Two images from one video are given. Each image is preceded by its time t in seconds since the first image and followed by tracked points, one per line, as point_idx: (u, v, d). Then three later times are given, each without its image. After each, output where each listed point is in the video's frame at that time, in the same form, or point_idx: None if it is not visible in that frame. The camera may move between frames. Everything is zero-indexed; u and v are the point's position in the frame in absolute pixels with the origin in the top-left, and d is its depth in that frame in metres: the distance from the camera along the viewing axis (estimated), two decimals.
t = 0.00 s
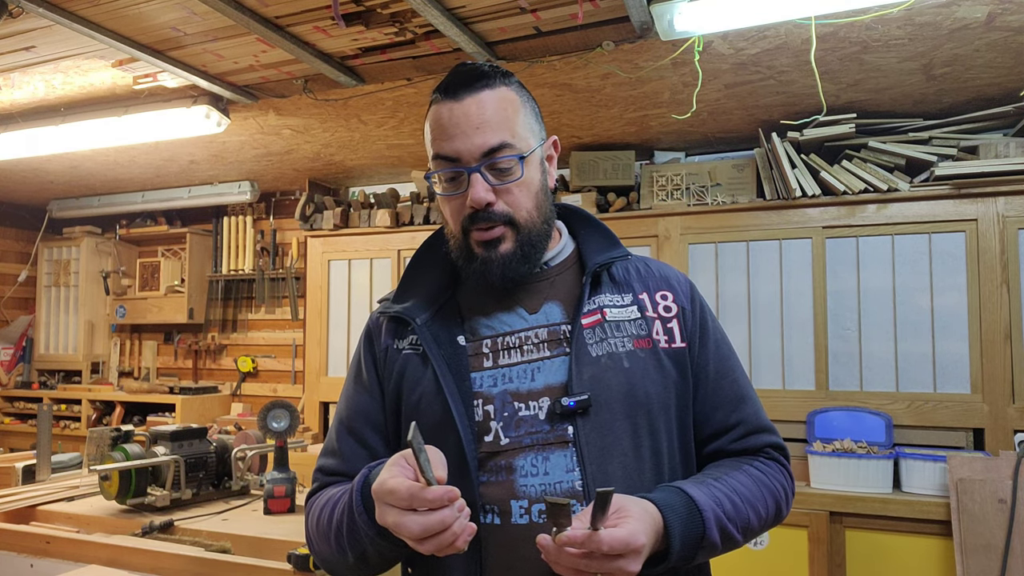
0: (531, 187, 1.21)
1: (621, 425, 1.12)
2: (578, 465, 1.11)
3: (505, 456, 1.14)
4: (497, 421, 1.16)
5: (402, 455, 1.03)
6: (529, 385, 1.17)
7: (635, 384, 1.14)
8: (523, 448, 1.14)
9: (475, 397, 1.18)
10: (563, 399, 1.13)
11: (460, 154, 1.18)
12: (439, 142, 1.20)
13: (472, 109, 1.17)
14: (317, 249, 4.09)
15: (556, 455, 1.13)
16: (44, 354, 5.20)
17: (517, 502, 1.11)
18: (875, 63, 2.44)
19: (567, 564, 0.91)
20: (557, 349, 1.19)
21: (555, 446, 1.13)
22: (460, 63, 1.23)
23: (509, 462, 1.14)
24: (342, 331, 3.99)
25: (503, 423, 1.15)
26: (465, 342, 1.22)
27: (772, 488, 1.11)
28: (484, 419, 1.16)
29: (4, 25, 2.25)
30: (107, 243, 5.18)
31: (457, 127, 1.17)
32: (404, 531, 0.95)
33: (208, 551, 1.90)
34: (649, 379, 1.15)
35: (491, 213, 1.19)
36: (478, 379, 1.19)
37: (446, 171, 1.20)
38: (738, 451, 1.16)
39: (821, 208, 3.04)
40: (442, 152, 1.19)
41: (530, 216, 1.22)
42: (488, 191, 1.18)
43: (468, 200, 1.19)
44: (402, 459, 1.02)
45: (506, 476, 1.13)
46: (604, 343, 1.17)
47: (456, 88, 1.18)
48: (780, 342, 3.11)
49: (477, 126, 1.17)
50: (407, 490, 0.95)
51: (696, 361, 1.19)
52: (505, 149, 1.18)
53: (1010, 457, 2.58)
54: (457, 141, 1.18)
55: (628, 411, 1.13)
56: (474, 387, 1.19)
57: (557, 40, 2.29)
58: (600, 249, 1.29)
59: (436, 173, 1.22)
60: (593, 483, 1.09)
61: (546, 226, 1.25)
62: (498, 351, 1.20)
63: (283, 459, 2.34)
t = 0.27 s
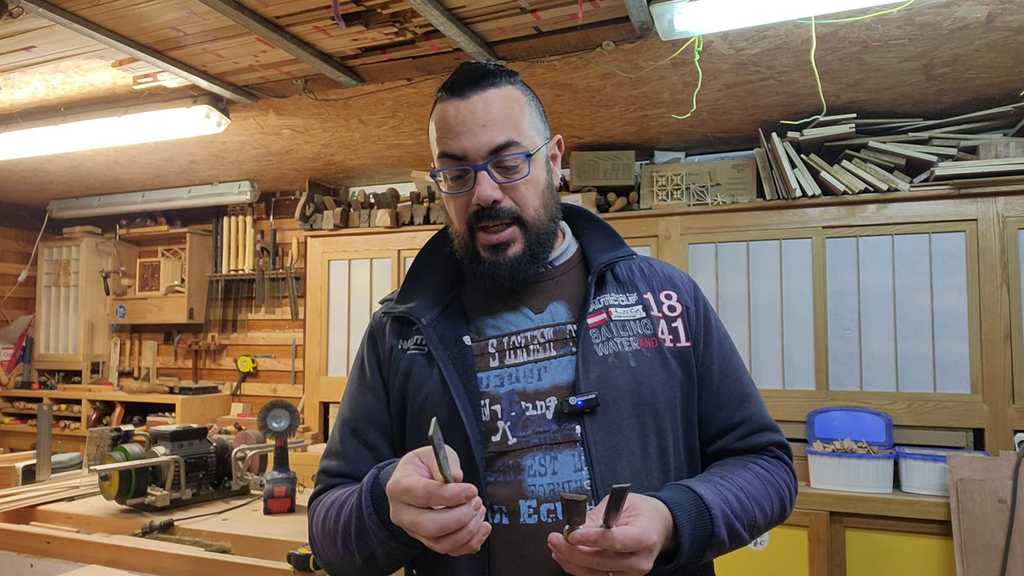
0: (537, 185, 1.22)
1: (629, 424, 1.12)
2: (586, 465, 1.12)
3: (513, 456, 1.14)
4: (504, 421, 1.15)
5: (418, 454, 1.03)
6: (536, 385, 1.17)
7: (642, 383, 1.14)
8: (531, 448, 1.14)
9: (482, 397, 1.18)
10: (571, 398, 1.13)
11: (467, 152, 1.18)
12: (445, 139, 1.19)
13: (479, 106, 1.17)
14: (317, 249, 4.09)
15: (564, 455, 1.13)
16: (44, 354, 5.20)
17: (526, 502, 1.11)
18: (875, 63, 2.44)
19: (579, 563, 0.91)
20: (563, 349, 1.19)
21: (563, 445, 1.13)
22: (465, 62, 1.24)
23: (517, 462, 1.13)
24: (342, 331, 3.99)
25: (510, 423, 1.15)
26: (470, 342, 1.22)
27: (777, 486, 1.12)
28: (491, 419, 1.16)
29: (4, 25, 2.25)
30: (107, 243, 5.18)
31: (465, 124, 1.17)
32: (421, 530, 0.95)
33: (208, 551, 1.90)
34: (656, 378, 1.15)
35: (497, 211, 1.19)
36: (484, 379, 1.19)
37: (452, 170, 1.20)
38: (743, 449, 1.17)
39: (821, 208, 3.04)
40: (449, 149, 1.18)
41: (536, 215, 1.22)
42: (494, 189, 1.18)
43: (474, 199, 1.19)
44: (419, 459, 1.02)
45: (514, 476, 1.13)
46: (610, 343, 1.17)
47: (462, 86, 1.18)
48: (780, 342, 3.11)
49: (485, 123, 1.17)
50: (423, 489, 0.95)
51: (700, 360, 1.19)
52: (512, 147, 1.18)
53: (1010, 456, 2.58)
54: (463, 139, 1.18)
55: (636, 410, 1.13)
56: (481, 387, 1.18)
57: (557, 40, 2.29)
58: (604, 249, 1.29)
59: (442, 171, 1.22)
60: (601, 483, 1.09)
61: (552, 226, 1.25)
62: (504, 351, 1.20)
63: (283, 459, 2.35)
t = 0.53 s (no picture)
0: (541, 179, 1.22)
1: (633, 425, 1.12)
2: (590, 465, 1.12)
3: (517, 456, 1.13)
4: (508, 422, 1.15)
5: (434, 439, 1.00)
6: (539, 385, 1.17)
7: (645, 384, 1.14)
8: (535, 448, 1.13)
9: (485, 397, 1.17)
10: (575, 398, 1.13)
11: (473, 145, 1.19)
12: (451, 133, 1.20)
13: (485, 100, 1.19)
14: (317, 249, 4.09)
15: (568, 455, 1.13)
16: (44, 354, 5.20)
17: (530, 503, 1.11)
18: (876, 62, 2.44)
19: (583, 563, 0.91)
20: (567, 349, 1.19)
21: (567, 445, 1.13)
22: (471, 61, 1.26)
23: (521, 463, 1.13)
24: (342, 331, 3.99)
25: (514, 423, 1.15)
26: (474, 342, 1.22)
27: (780, 486, 1.12)
28: (495, 420, 1.16)
29: (4, 25, 2.25)
30: (107, 243, 5.18)
31: (470, 118, 1.19)
32: (436, 513, 0.93)
33: (208, 551, 1.90)
34: (659, 379, 1.15)
35: (502, 204, 1.19)
36: (487, 379, 1.18)
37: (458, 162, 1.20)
38: (745, 449, 1.17)
39: (821, 208, 3.04)
40: (455, 142, 1.19)
41: (541, 209, 1.22)
42: (500, 181, 1.18)
43: (479, 191, 1.19)
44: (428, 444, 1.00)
45: (519, 477, 1.13)
46: (613, 343, 1.17)
47: (468, 81, 1.20)
48: (780, 342, 3.11)
49: (490, 116, 1.18)
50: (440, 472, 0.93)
51: (703, 360, 1.19)
52: (517, 140, 1.19)
53: (1010, 457, 2.58)
54: (469, 132, 1.19)
55: (639, 411, 1.13)
56: (485, 387, 1.18)
57: (557, 40, 2.29)
58: (607, 249, 1.29)
59: (447, 166, 1.23)
60: (605, 484, 1.09)
61: (556, 222, 1.25)
62: (508, 351, 1.19)
63: (283, 459, 2.35)
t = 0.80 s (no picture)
0: (545, 174, 1.22)
1: (634, 425, 1.12)
2: (590, 465, 1.12)
3: (517, 456, 1.13)
4: (508, 421, 1.15)
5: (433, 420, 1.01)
6: (540, 384, 1.17)
7: (646, 384, 1.15)
8: (535, 448, 1.13)
9: (485, 396, 1.17)
10: (575, 398, 1.13)
11: (477, 139, 1.19)
12: (455, 128, 1.20)
13: (489, 94, 1.19)
14: (317, 249, 4.09)
15: (568, 455, 1.13)
16: (44, 354, 5.20)
17: (529, 502, 1.11)
18: (875, 63, 2.44)
19: (580, 559, 0.91)
20: (567, 349, 1.19)
21: (566, 445, 1.13)
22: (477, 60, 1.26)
23: (520, 462, 1.13)
24: (342, 331, 3.99)
25: (514, 423, 1.15)
26: (474, 341, 1.22)
27: (781, 486, 1.12)
28: (495, 419, 1.16)
29: (4, 25, 2.25)
30: (107, 243, 5.18)
31: (474, 113, 1.19)
32: (445, 481, 0.92)
33: (208, 551, 1.90)
34: (660, 378, 1.15)
35: (505, 199, 1.19)
36: (488, 378, 1.18)
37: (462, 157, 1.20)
38: (747, 449, 1.17)
39: (821, 208, 3.04)
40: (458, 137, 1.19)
41: (544, 205, 1.22)
42: (504, 176, 1.18)
43: (483, 185, 1.19)
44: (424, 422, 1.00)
45: (519, 476, 1.13)
46: (614, 343, 1.17)
47: (474, 77, 1.20)
48: (780, 342, 3.11)
49: (494, 111, 1.18)
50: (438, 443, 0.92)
51: (704, 360, 1.19)
52: (522, 135, 1.19)
53: (1010, 457, 2.58)
54: (474, 127, 1.19)
55: (640, 411, 1.13)
56: (485, 387, 1.18)
57: (557, 40, 2.29)
58: (609, 249, 1.29)
59: (450, 161, 1.23)
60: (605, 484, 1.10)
61: (558, 217, 1.25)
62: (508, 351, 1.19)
63: (283, 459, 2.35)
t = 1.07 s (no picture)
0: (543, 176, 1.22)
1: (631, 424, 1.12)
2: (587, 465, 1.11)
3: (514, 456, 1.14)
4: (505, 422, 1.16)
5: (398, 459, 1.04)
6: (537, 384, 1.17)
7: (643, 384, 1.14)
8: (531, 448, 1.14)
9: (482, 398, 1.18)
10: (572, 399, 1.12)
11: (475, 141, 1.20)
12: (453, 130, 1.21)
13: (487, 96, 1.20)
14: (317, 249, 4.09)
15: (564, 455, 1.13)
16: (44, 354, 5.20)
17: (525, 502, 1.12)
18: (875, 63, 2.44)
19: (572, 545, 0.90)
20: (565, 349, 1.19)
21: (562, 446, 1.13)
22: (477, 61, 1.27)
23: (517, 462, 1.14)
24: (342, 331, 3.99)
25: (511, 424, 1.15)
26: (472, 343, 1.22)
27: (782, 483, 1.12)
28: (492, 420, 1.16)
29: (4, 25, 2.25)
30: (107, 243, 5.18)
31: (472, 115, 1.20)
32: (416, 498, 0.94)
33: (208, 551, 1.90)
34: (657, 379, 1.15)
35: (503, 201, 1.20)
36: (485, 379, 1.19)
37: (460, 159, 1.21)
38: (747, 449, 1.16)
39: (821, 208, 3.04)
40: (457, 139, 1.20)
41: (542, 206, 1.22)
42: (501, 178, 1.19)
43: (480, 187, 1.20)
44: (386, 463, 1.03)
45: (515, 476, 1.13)
46: (612, 343, 1.17)
47: (473, 78, 1.21)
48: (780, 342, 3.11)
49: (492, 114, 1.19)
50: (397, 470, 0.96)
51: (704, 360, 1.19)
52: (519, 136, 1.20)
53: (1010, 457, 2.58)
54: (472, 129, 1.20)
55: (637, 411, 1.13)
56: (482, 388, 1.19)
57: (557, 40, 2.29)
58: (608, 249, 1.29)
59: (449, 163, 1.24)
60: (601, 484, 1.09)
61: (557, 219, 1.25)
62: (506, 352, 1.20)
63: (283, 459, 2.35)
